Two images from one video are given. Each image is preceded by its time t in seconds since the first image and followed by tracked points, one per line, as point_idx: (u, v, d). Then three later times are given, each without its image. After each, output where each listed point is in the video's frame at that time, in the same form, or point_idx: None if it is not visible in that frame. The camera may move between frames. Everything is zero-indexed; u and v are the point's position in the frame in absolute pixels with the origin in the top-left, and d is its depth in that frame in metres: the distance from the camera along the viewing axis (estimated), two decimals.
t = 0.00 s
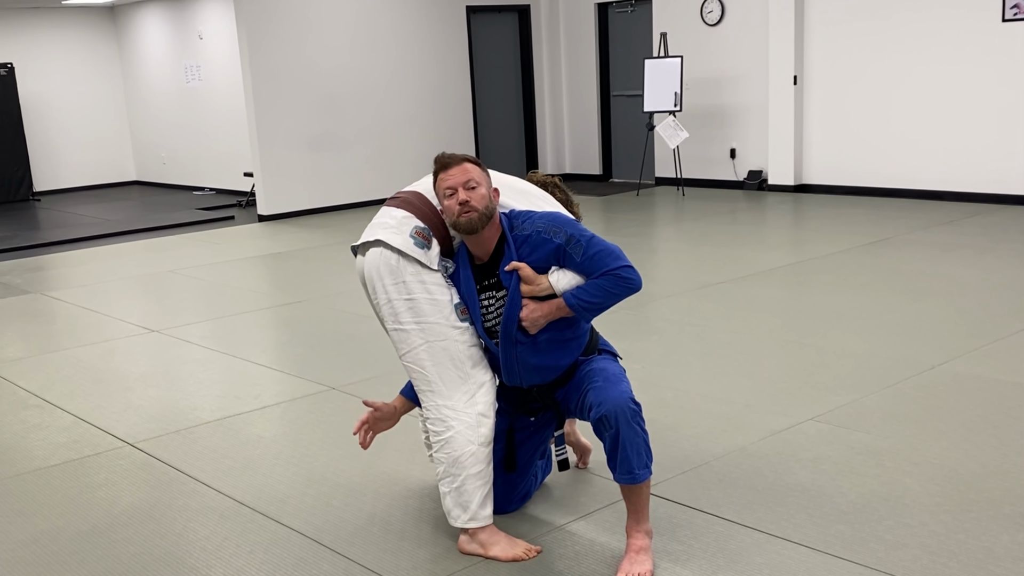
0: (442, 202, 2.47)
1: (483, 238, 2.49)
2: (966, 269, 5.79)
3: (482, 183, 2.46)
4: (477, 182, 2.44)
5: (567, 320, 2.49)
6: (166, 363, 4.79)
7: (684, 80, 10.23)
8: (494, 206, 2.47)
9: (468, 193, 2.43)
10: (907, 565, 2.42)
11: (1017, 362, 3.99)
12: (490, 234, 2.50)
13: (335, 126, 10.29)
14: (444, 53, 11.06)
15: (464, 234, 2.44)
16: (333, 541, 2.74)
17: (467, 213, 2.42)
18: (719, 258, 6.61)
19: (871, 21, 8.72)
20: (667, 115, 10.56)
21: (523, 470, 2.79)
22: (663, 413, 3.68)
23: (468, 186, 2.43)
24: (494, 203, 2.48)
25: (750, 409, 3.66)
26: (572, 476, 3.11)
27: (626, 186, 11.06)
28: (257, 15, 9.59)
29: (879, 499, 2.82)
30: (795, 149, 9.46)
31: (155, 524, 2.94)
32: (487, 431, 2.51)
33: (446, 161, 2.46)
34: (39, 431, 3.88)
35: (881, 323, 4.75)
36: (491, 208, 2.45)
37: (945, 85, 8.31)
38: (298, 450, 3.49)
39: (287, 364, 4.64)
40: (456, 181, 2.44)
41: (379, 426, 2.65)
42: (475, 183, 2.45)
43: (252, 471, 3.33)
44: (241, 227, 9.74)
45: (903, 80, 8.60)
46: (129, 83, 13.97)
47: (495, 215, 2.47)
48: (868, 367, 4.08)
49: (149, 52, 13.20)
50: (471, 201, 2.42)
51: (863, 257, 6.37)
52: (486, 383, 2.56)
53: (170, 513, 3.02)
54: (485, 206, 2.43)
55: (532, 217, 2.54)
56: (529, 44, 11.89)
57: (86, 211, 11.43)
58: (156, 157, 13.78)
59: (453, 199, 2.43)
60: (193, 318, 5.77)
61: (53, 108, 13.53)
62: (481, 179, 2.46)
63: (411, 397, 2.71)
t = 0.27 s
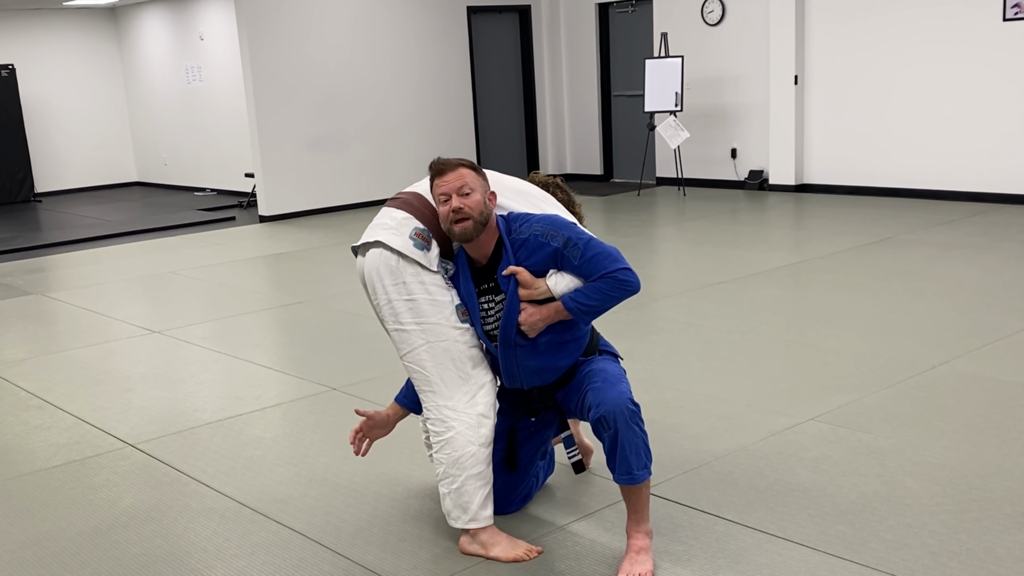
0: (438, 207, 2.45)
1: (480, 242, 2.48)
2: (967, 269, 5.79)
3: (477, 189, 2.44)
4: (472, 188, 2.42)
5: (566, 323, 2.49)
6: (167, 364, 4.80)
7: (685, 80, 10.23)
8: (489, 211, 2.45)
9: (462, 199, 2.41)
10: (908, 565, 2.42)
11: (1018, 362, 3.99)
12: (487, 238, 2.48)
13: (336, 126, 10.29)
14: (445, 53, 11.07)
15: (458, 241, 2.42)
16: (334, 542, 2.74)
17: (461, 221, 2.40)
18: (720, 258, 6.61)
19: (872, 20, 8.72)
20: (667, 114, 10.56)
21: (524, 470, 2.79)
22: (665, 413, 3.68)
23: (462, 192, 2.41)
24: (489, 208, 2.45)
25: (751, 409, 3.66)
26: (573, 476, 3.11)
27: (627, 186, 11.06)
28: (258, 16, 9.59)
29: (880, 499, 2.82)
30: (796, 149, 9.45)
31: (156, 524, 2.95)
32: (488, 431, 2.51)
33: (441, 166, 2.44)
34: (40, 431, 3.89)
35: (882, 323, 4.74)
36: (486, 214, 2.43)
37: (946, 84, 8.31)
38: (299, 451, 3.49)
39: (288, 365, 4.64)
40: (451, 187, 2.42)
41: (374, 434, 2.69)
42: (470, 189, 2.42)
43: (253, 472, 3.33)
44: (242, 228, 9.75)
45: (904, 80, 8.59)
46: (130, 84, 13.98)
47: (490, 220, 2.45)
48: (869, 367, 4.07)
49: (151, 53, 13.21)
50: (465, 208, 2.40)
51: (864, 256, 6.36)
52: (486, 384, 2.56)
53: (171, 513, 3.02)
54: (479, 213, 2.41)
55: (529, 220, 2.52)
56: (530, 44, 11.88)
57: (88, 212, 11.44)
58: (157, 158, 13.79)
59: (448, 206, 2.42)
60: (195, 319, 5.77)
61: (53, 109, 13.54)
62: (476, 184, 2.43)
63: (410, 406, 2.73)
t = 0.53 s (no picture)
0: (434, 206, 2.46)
1: (476, 242, 2.48)
2: (968, 268, 5.78)
3: (473, 189, 2.43)
4: (466, 189, 2.41)
5: (565, 323, 2.48)
6: (168, 364, 4.80)
7: (685, 80, 10.22)
8: (485, 212, 2.44)
9: (456, 200, 2.41)
10: (909, 565, 2.42)
11: (1020, 361, 3.98)
12: (484, 239, 2.48)
13: (337, 126, 10.29)
14: (445, 53, 11.07)
15: (452, 242, 2.43)
16: (335, 542, 2.75)
17: (454, 222, 2.41)
18: (721, 258, 6.60)
19: (873, 19, 8.71)
20: (668, 114, 10.56)
21: (526, 471, 2.79)
22: (665, 413, 3.67)
23: (457, 193, 2.41)
24: (485, 209, 2.45)
25: (752, 408, 3.66)
26: (574, 476, 3.10)
27: (629, 186, 11.05)
28: (258, 16, 9.59)
29: (881, 498, 2.81)
30: (797, 148, 9.45)
31: (156, 525, 2.95)
32: (487, 431, 2.51)
33: (438, 166, 2.44)
34: (41, 432, 3.89)
35: (884, 322, 4.74)
36: (481, 215, 2.43)
37: (948, 83, 8.30)
38: (299, 451, 3.50)
39: (289, 365, 4.64)
40: (445, 188, 2.42)
41: (333, 409, 2.61)
42: (465, 189, 2.42)
43: (254, 472, 3.33)
44: (243, 228, 9.75)
45: (904, 79, 8.59)
46: (131, 84, 13.98)
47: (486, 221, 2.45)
48: (870, 366, 4.07)
49: (152, 54, 13.22)
50: (458, 209, 2.40)
51: (865, 256, 6.36)
52: (485, 384, 2.57)
53: (173, 514, 3.02)
54: (473, 214, 2.41)
55: (528, 221, 2.51)
56: (531, 44, 11.89)
57: (89, 213, 11.44)
58: (158, 159, 13.80)
59: (442, 206, 2.42)
60: (195, 319, 5.77)
61: (55, 110, 13.55)
62: (472, 185, 2.43)
63: (377, 393, 2.66)
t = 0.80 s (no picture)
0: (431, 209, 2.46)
1: (474, 244, 2.48)
2: (969, 267, 5.77)
3: (469, 195, 2.42)
4: (461, 195, 2.40)
5: (565, 323, 2.48)
6: (169, 364, 4.80)
7: (686, 79, 10.21)
8: (481, 215, 2.44)
9: (451, 206, 2.41)
10: (910, 564, 2.42)
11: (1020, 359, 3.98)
12: (481, 240, 2.48)
13: (337, 125, 10.29)
14: (446, 52, 11.06)
15: (448, 246, 2.44)
16: (335, 542, 2.74)
17: (449, 228, 2.41)
18: (721, 257, 6.60)
19: (873, 17, 8.70)
20: (669, 113, 10.55)
21: (527, 470, 2.79)
22: (666, 412, 3.67)
23: (452, 199, 2.40)
24: (482, 212, 2.44)
25: (752, 407, 3.66)
26: (574, 475, 3.10)
27: (629, 185, 11.05)
28: (258, 15, 9.59)
29: (882, 497, 2.81)
30: (797, 147, 9.44)
31: (157, 524, 2.95)
32: (484, 429, 2.52)
33: (434, 170, 2.43)
34: (42, 432, 3.89)
35: (884, 321, 4.74)
36: (476, 220, 2.42)
37: (949, 82, 8.29)
38: (300, 451, 3.50)
39: (289, 364, 4.65)
40: (441, 193, 2.41)
41: (296, 320, 2.58)
42: (460, 195, 2.41)
43: (254, 471, 3.33)
44: (244, 227, 9.75)
45: (905, 77, 8.58)
46: (131, 84, 13.99)
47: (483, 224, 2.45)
48: (871, 365, 4.07)
49: (152, 53, 13.22)
50: (453, 216, 2.40)
51: (865, 254, 6.35)
52: (482, 382, 2.57)
53: (174, 513, 3.02)
54: (468, 220, 2.41)
55: (526, 221, 2.51)
56: (531, 43, 11.88)
57: (89, 212, 11.45)
58: (159, 158, 13.80)
59: (437, 211, 2.42)
60: (196, 319, 5.78)
61: (55, 109, 13.55)
62: (467, 191, 2.42)
63: (342, 336, 2.65)
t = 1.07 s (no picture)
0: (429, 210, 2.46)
1: (474, 244, 2.47)
2: (970, 265, 5.77)
3: (468, 194, 2.42)
4: (460, 194, 2.40)
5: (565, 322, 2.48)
6: (170, 363, 4.80)
7: (687, 77, 10.20)
8: (480, 215, 2.44)
9: (450, 206, 2.40)
10: (911, 562, 2.42)
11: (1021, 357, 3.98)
12: (481, 240, 2.48)
13: (338, 124, 10.29)
14: (446, 50, 11.06)
15: (447, 246, 2.43)
16: (336, 541, 2.74)
17: (449, 228, 2.41)
18: (722, 255, 6.59)
19: (875, 15, 8.69)
20: (669, 111, 10.55)
21: (528, 469, 2.79)
22: (667, 411, 3.67)
23: (451, 199, 2.40)
24: (481, 212, 2.44)
25: (753, 406, 3.65)
26: (575, 474, 3.10)
27: (630, 183, 11.04)
28: (258, 14, 9.59)
29: (883, 496, 2.81)
30: (798, 145, 9.43)
31: (158, 524, 2.94)
32: (486, 428, 2.52)
33: (432, 170, 2.42)
34: (43, 431, 3.89)
35: (885, 319, 4.73)
36: (475, 220, 2.42)
37: (950, 80, 8.28)
38: (301, 450, 3.50)
39: (290, 363, 4.65)
40: (440, 193, 2.40)
41: (300, 331, 2.59)
42: (459, 195, 2.41)
43: (255, 470, 3.33)
44: (245, 226, 9.75)
45: (906, 75, 8.57)
46: (132, 83, 13.99)
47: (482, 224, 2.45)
48: (872, 363, 4.06)
49: (153, 52, 13.22)
50: (452, 216, 2.39)
51: (866, 253, 6.35)
52: (483, 381, 2.57)
53: (175, 512, 3.02)
54: (467, 220, 2.40)
55: (526, 221, 2.51)
56: (532, 41, 11.88)
57: (90, 211, 11.45)
58: (160, 157, 13.80)
59: (436, 212, 2.42)
60: (197, 318, 5.78)
61: (56, 108, 13.56)
62: (466, 190, 2.42)
63: (347, 345, 2.66)
